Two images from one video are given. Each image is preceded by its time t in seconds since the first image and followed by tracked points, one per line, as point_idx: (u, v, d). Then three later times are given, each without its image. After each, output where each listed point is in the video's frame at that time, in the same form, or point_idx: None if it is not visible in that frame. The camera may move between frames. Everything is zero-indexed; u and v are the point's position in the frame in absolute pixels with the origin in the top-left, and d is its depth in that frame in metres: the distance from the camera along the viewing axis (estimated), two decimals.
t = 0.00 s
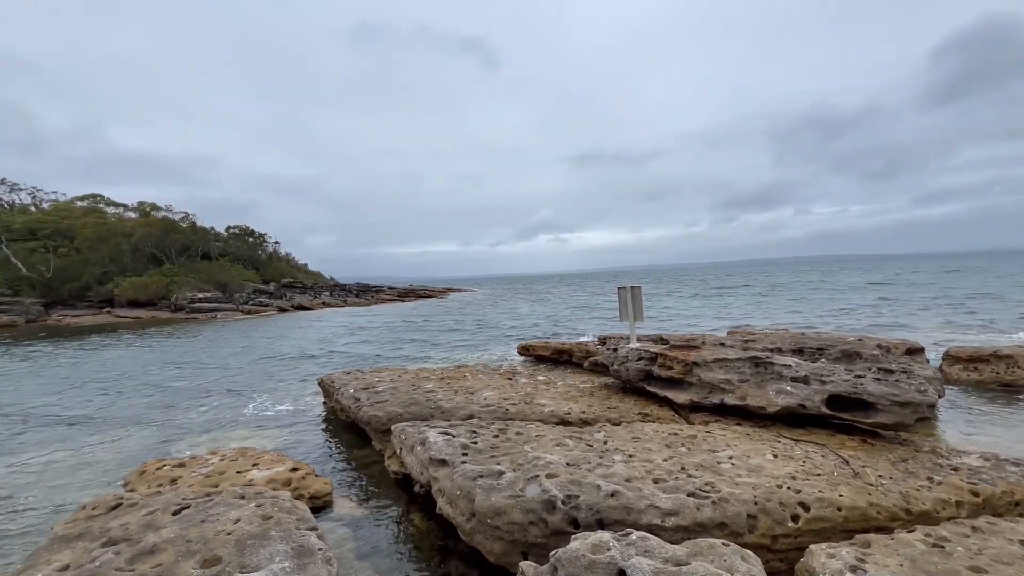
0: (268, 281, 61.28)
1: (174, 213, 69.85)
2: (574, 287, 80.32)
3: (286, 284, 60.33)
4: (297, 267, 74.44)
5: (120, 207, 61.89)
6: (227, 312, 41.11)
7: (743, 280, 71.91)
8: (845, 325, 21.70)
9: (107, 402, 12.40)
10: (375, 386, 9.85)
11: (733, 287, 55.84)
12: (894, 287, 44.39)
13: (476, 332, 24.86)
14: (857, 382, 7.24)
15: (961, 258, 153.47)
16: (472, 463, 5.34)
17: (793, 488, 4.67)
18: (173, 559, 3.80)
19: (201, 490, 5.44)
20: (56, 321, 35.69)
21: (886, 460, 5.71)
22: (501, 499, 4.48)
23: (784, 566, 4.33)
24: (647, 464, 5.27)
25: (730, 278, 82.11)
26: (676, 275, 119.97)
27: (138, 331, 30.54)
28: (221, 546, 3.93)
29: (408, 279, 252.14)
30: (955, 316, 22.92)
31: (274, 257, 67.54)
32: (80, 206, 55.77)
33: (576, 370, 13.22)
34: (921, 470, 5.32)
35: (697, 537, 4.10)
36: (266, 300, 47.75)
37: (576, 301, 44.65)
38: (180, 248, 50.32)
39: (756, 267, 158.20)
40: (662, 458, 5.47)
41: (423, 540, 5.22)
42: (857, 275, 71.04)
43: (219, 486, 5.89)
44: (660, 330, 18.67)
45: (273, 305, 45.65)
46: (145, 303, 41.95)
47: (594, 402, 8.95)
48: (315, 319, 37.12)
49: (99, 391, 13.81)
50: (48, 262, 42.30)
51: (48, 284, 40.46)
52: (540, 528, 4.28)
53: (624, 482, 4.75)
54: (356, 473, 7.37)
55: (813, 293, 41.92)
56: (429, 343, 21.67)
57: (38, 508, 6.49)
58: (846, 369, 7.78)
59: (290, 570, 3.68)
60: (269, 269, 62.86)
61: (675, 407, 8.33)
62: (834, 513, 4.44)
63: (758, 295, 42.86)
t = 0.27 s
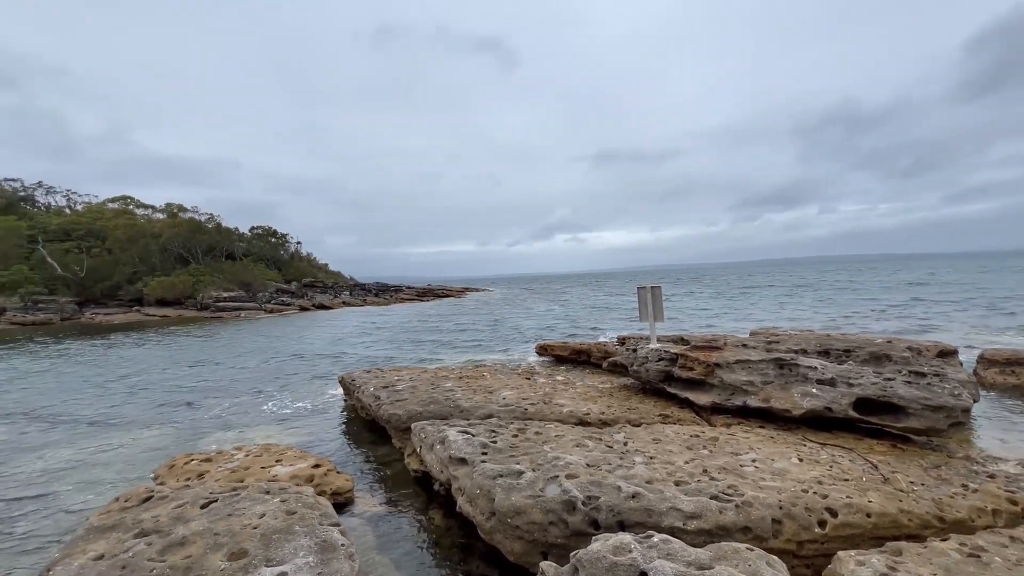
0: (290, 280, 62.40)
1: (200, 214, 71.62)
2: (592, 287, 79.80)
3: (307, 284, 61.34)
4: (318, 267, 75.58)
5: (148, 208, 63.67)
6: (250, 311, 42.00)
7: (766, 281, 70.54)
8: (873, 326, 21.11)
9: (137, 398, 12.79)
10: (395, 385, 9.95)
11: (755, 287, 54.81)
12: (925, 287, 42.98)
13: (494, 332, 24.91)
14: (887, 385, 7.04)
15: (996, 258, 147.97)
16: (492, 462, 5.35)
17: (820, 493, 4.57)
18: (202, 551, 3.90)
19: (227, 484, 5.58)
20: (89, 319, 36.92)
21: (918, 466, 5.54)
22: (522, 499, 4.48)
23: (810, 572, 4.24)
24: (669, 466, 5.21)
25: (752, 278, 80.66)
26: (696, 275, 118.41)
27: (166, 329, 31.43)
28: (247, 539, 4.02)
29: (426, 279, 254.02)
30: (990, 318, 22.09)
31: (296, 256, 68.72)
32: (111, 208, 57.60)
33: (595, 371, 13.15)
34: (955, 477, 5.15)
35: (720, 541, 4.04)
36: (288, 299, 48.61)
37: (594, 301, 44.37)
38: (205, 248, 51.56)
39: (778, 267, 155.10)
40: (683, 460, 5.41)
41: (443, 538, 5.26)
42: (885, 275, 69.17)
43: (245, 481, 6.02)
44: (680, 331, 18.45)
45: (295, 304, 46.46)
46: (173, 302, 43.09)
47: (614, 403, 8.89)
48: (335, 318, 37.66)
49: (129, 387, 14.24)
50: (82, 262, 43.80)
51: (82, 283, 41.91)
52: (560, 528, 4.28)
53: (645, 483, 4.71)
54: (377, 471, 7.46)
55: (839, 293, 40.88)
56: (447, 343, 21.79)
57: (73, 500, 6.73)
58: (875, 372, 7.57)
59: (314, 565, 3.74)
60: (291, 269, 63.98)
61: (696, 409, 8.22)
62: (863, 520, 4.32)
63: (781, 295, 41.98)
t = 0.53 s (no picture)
0: (311, 280, 63.40)
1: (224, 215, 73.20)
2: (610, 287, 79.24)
3: (327, 283, 62.23)
4: (338, 267, 76.62)
5: (175, 209, 65.28)
6: (272, 310, 42.81)
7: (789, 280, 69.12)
8: (901, 328, 20.52)
9: (165, 395, 13.14)
10: (414, 383, 10.03)
11: (778, 287, 53.74)
12: (957, 288, 41.57)
13: (511, 332, 24.92)
14: (917, 388, 6.84)
15: None
16: (511, 462, 5.36)
17: (847, 499, 4.46)
18: (228, 544, 3.99)
19: (251, 479, 5.69)
20: (119, 317, 38.07)
21: (950, 472, 5.37)
22: (541, 499, 4.47)
23: None
24: (690, 469, 5.14)
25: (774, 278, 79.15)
26: (716, 275, 116.75)
27: (191, 328, 32.23)
28: (272, 534, 4.09)
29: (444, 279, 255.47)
30: None
31: (316, 256, 69.79)
32: (140, 210, 59.29)
33: (613, 371, 13.07)
34: (991, 484, 4.97)
35: (743, 546, 3.97)
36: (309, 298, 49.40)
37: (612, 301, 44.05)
38: (229, 248, 52.69)
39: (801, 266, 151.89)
40: (705, 462, 5.34)
41: (463, 537, 5.28)
42: (913, 275, 67.23)
43: (268, 477, 6.13)
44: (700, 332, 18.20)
45: (315, 303, 47.19)
46: (198, 300, 44.16)
47: (633, 404, 8.81)
48: (355, 317, 38.15)
49: (157, 384, 14.65)
50: (112, 262, 45.19)
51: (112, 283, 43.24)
52: (580, 529, 4.25)
53: (666, 485, 4.66)
54: (396, 469, 7.52)
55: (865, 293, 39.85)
56: (465, 342, 21.88)
57: (105, 493, 6.95)
58: (905, 374, 7.36)
59: (336, 561, 3.79)
60: (311, 268, 65.01)
61: (717, 411, 8.10)
62: (894, 527, 4.20)
63: (804, 295, 41.10)
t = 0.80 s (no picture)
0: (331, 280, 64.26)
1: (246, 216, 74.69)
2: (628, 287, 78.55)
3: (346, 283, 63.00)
4: (357, 267, 77.53)
5: (199, 211, 66.82)
6: (293, 309, 43.52)
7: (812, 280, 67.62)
8: (930, 330, 19.90)
9: (190, 392, 13.47)
10: (432, 383, 10.09)
11: (801, 287, 52.59)
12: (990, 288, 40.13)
13: (528, 332, 24.88)
14: (950, 392, 6.61)
15: None
16: (529, 462, 5.35)
17: (876, 505, 4.34)
18: (252, 539, 4.06)
19: (273, 476, 5.79)
20: (147, 316, 39.16)
21: (985, 480, 5.18)
22: (560, 500, 4.45)
23: None
24: (711, 472, 5.06)
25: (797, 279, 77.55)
26: (737, 275, 114.93)
27: (215, 326, 32.95)
28: (294, 530, 4.16)
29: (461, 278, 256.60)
30: None
31: (335, 256, 70.72)
32: (166, 211, 60.87)
33: (631, 372, 12.97)
34: None
35: (767, 551, 3.89)
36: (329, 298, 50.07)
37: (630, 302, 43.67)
38: (251, 248, 53.73)
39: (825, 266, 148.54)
40: (727, 465, 5.25)
41: (481, 536, 5.29)
42: (943, 275, 65.23)
43: (289, 473, 6.23)
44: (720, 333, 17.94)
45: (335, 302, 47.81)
46: (221, 300, 45.15)
47: (652, 405, 8.72)
48: (373, 317, 38.56)
49: (183, 381, 15.00)
50: (140, 263, 46.48)
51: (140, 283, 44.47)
52: (600, 531, 4.22)
53: (687, 488, 4.60)
54: (415, 467, 7.57)
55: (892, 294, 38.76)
56: (482, 342, 21.92)
57: (133, 487, 7.13)
58: (936, 378, 7.12)
59: (356, 557, 3.83)
60: (331, 268, 65.89)
61: (738, 413, 7.97)
62: (925, 535, 4.07)
63: (828, 296, 40.17)
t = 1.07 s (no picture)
0: (348, 280, 65.05)
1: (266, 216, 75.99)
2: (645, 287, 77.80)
3: (364, 283, 63.71)
4: (374, 267, 78.31)
5: (221, 211, 68.17)
6: (311, 309, 44.17)
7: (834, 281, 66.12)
8: (959, 332, 19.30)
9: (212, 389, 13.75)
10: (449, 382, 10.14)
11: (822, 288, 51.53)
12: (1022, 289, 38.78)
13: (544, 332, 24.82)
14: (982, 397, 6.39)
15: None
16: (546, 462, 5.33)
17: (904, 512, 4.22)
18: (273, 535, 4.12)
19: (293, 472, 5.87)
20: (171, 315, 40.12)
21: (1019, 487, 5.00)
22: (577, 501, 4.43)
23: None
24: (731, 475, 4.99)
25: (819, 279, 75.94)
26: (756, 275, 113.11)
27: (236, 325, 33.61)
28: (314, 526, 4.21)
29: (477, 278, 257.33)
30: None
31: (353, 257, 71.54)
32: (190, 212, 62.28)
33: (649, 372, 12.86)
34: None
35: (790, 557, 3.81)
36: (346, 297, 50.65)
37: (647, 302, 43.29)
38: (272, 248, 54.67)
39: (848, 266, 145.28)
40: (748, 469, 5.16)
41: (498, 536, 5.30)
42: (972, 275, 63.26)
43: (309, 470, 6.32)
44: (739, 334, 17.68)
45: (352, 302, 48.35)
46: (243, 299, 46.03)
47: (670, 407, 8.62)
48: (390, 316, 38.94)
49: (205, 379, 15.32)
50: (165, 262, 47.65)
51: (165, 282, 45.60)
52: (617, 534, 4.18)
53: (707, 492, 4.53)
54: (431, 466, 7.62)
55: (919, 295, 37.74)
56: (498, 342, 21.96)
57: (159, 481, 7.31)
58: (967, 381, 6.90)
59: (375, 555, 3.87)
60: (349, 268, 66.68)
61: (759, 415, 7.84)
62: (956, 544, 3.95)
63: (852, 296, 39.26)
